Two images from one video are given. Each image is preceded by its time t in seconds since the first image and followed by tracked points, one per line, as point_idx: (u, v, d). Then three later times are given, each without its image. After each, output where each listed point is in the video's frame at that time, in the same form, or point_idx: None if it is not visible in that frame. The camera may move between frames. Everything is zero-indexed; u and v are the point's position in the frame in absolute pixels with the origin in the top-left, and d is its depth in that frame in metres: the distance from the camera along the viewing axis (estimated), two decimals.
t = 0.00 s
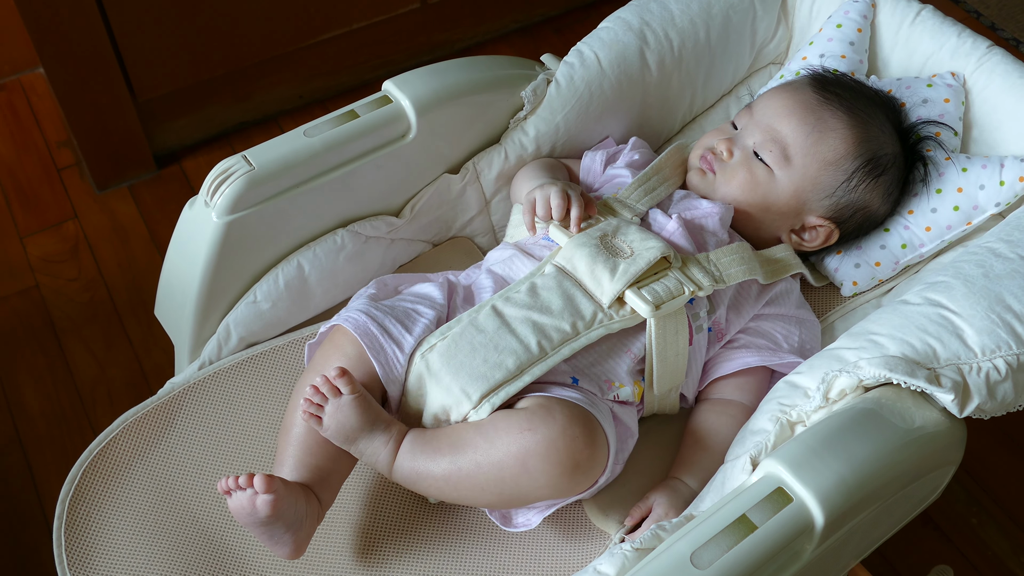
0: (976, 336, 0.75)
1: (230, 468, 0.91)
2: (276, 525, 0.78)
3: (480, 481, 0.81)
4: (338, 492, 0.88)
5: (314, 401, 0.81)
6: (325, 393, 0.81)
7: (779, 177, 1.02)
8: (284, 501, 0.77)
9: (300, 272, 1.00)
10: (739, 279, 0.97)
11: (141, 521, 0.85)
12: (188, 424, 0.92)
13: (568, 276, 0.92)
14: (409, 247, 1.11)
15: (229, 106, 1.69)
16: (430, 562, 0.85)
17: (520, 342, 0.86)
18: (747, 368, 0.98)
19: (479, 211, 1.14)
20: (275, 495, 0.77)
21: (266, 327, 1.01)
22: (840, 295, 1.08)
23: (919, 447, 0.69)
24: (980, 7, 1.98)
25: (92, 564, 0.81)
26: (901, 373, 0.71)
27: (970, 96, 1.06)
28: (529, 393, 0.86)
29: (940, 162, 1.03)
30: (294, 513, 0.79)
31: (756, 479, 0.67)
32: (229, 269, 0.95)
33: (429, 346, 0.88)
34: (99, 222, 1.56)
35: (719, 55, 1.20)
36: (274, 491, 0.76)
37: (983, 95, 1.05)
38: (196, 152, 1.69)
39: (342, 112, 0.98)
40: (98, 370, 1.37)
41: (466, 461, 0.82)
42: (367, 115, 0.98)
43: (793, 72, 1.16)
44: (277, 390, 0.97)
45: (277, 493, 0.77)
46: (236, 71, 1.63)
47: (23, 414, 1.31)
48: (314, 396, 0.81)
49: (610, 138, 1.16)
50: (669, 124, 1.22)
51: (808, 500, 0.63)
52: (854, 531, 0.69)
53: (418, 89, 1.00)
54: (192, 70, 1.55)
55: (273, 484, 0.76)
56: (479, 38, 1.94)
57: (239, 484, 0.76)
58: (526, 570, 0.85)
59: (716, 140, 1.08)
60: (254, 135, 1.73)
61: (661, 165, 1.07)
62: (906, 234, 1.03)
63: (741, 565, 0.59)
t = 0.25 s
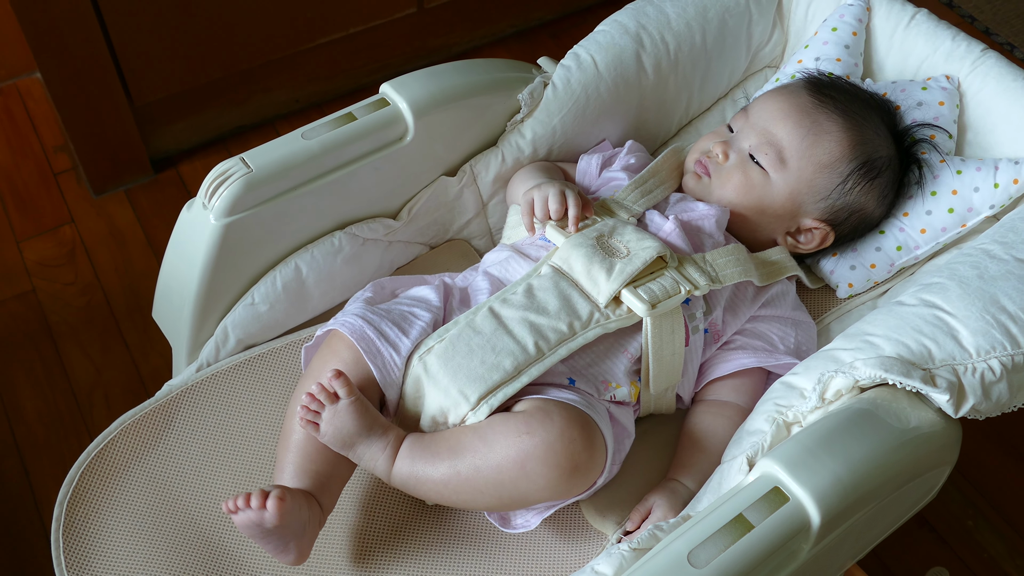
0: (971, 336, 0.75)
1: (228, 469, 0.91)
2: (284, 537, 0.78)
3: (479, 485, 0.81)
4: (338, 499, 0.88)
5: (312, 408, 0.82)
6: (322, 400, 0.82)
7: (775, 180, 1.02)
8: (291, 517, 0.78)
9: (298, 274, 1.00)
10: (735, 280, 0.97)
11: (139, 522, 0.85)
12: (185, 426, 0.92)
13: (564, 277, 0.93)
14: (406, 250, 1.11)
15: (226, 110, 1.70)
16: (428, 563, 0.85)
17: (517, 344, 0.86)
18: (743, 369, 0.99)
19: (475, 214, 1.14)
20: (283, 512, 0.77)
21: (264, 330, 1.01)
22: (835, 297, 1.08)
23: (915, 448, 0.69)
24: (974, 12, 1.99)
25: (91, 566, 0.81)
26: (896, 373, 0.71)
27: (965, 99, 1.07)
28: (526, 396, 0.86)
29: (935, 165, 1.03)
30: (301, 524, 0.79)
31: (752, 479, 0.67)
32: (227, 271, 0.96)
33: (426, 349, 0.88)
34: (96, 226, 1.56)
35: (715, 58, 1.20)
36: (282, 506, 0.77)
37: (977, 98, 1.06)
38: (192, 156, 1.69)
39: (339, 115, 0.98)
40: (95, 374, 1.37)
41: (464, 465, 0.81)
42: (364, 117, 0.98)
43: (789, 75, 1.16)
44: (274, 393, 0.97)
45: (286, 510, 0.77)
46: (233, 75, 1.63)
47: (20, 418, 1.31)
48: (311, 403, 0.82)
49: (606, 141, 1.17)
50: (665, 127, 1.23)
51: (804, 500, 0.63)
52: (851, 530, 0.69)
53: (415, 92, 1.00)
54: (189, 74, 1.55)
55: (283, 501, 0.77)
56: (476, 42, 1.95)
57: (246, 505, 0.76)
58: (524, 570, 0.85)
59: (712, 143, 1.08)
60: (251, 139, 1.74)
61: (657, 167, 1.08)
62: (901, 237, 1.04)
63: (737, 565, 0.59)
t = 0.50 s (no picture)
0: (966, 338, 0.75)
1: (225, 473, 0.90)
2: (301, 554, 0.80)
3: (476, 504, 0.81)
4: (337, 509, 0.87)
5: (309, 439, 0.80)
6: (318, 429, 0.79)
7: (774, 185, 1.03)
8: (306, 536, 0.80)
9: (294, 278, 1.00)
10: (732, 280, 0.98)
11: (135, 527, 0.84)
12: (182, 430, 0.92)
13: (561, 279, 0.93)
14: (403, 253, 1.11)
15: (222, 114, 1.70)
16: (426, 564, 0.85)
17: (516, 350, 0.86)
18: (739, 372, 0.99)
19: (471, 217, 1.14)
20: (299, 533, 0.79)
21: (260, 333, 1.01)
22: (831, 300, 1.08)
23: (911, 449, 0.69)
24: (969, 15, 1.99)
25: (87, 571, 0.81)
26: (891, 375, 0.71)
27: (959, 102, 1.07)
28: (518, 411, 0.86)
29: (929, 167, 1.04)
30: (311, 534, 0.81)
31: (749, 481, 0.67)
32: (223, 275, 0.96)
33: (424, 357, 0.87)
34: (91, 230, 1.55)
35: (710, 61, 1.20)
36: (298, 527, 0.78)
37: (972, 101, 1.06)
38: (188, 160, 1.69)
39: (335, 118, 0.98)
40: (91, 378, 1.36)
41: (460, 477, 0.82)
42: (360, 121, 0.98)
43: (784, 77, 1.16)
44: (270, 396, 0.97)
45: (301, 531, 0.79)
46: (229, 79, 1.63)
47: (15, 423, 1.30)
48: (308, 434, 0.79)
49: (601, 144, 1.17)
50: (661, 130, 1.23)
51: (800, 502, 0.63)
52: (847, 532, 0.69)
53: (411, 95, 1.00)
54: (185, 79, 1.55)
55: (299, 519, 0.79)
56: (472, 46, 1.95)
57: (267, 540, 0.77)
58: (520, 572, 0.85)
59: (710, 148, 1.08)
60: (247, 143, 1.74)
61: (653, 170, 1.08)
62: (896, 239, 1.04)
63: (733, 567, 0.59)
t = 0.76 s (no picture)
0: (964, 343, 0.75)
1: (221, 476, 0.90)
2: (276, 512, 0.79)
3: (465, 501, 0.81)
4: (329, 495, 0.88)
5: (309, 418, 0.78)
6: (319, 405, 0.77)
7: (790, 208, 1.02)
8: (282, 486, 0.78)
9: (291, 281, 1.00)
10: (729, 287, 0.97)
11: (131, 530, 0.84)
12: (178, 433, 0.91)
13: (561, 288, 0.93)
14: (400, 256, 1.11)
15: (219, 117, 1.69)
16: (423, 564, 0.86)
17: (516, 352, 0.86)
18: (734, 376, 0.99)
19: (469, 221, 1.14)
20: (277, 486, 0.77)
21: (256, 337, 1.01)
22: (828, 304, 1.08)
23: (908, 455, 0.69)
24: (966, 20, 2.00)
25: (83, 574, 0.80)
26: (889, 380, 0.71)
27: (957, 106, 1.08)
28: (516, 416, 0.85)
29: (926, 173, 1.04)
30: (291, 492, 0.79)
31: (745, 486, 0.67)
32: (219, 279, 0.95)
33: (422, 354, 0.86)
34: (88, 233, 1.55)
35: (707, 65, 1.21)
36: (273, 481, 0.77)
37: (969, 105, 1.06)
38: (185, 163, 1.69)
39: (332, 121, 0.98)
40: (88, 382, 1.36)
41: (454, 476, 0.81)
42: (357, 124, 0.98)
43: (783, 81, 1.17)
44: (267, 399, 0.97)
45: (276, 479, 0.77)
46: (226, 82, 1.63)
47: (11, 426, 1.30)
48: (308, 418, 0.78)
49: (599, 147, 1.17)
50: (658, 134, 1.23)
51: (797, 507, 0.63)
52: (843, 538, 0.69)
53: (409, 98, 1.00)
54: (182, 82, 1.55)
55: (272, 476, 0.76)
56: (470, 49, 1.95)
57: (241, 492, 0.75)
58: None
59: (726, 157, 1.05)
60: (244, 146, 1.73)
61: (650, 170, 1.08)
62: (893, 243, 1.04)
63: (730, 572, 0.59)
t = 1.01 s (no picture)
0: (966, 344, 0.75)
1: (222, 478, 0.90)
2: (307, 455, 0.79)
3: (468, 485, 0.81)
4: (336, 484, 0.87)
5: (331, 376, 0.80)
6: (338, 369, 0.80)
7: (806, 236, 1.02)
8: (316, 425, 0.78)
9: (291, 282, 1.00)
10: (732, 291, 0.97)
11: (132, 532, 0.84)
12: (178, 435, 0.91)
13: (566, 285, 0.92)
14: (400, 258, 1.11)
15: (219, 120, 1.69)
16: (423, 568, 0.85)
17: (520, 346, 0.85)
18: (732, 375, 0.99)
19: (469, 222, 1.14)
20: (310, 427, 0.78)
21: (256, 338, 1.00)
22: (829, 304, 1.08)
23: (909, 456, 0.69)
24: (966, 20, 2.00)
25: None
26: (890, 380, 0.71)
27: (958, 107, 1.08)
28: (523, 406, 0.85)
29: (927, 173, 1.04)
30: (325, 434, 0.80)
31: (747, 486, 0.67)
32: (219, 280, 0.95)
33: (427, 341, 0.85)
34: (88, 236, 1.55)
35: (707, 66, 1.21)
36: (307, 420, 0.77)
37: (970, 105, 1.06)
38: (185, 166, 1.69)
39: (332, 122, 0.98)
40: (88, 384, 1.36)
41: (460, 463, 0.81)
42: (357, 125, 0.98)
43: (783, 81, 1.16)
44: (267, 401, 0.97)
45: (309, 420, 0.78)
46: (226, 85, 1.63)
47: (12, 429, 1.30)
48: (328, 379, 0.80)
49: (600, 145, 1.16)
50: (658, 134, 1.23)
51: (798, 506, 0.63)
52: (844, 539, 0.69)
53: (408, 99, 1.00)
54: (181, 84, 1.55)
55: (307, 413, 0.77)
56: (469, 51, 1.95)
57: (275, 431, 0.76)
58: None
59: (751, 179, 1.02)
60: (244, 148, 1.73)
61: (659, 166, 1.08)
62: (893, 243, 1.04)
63: (732, 572, 0.59)
